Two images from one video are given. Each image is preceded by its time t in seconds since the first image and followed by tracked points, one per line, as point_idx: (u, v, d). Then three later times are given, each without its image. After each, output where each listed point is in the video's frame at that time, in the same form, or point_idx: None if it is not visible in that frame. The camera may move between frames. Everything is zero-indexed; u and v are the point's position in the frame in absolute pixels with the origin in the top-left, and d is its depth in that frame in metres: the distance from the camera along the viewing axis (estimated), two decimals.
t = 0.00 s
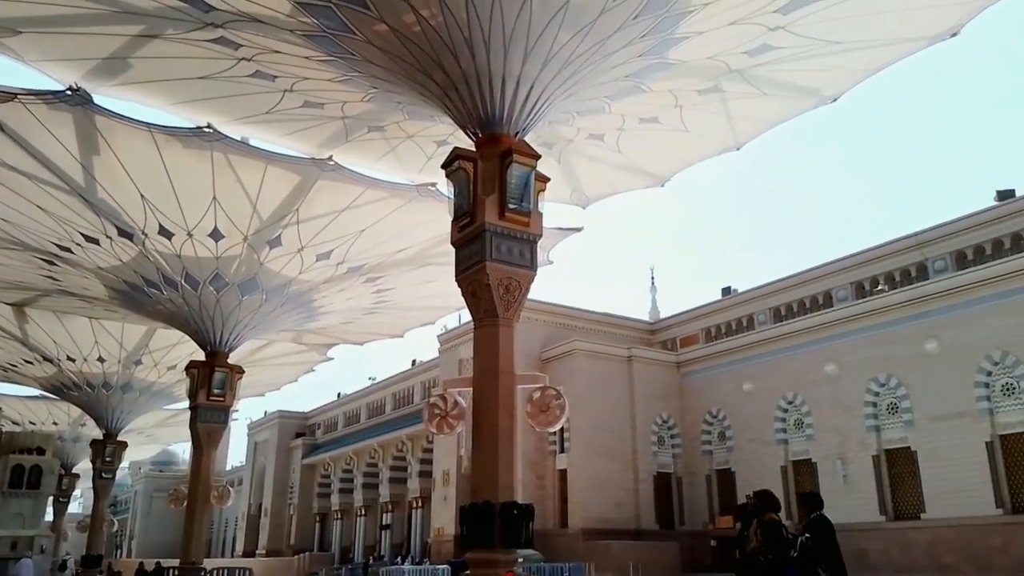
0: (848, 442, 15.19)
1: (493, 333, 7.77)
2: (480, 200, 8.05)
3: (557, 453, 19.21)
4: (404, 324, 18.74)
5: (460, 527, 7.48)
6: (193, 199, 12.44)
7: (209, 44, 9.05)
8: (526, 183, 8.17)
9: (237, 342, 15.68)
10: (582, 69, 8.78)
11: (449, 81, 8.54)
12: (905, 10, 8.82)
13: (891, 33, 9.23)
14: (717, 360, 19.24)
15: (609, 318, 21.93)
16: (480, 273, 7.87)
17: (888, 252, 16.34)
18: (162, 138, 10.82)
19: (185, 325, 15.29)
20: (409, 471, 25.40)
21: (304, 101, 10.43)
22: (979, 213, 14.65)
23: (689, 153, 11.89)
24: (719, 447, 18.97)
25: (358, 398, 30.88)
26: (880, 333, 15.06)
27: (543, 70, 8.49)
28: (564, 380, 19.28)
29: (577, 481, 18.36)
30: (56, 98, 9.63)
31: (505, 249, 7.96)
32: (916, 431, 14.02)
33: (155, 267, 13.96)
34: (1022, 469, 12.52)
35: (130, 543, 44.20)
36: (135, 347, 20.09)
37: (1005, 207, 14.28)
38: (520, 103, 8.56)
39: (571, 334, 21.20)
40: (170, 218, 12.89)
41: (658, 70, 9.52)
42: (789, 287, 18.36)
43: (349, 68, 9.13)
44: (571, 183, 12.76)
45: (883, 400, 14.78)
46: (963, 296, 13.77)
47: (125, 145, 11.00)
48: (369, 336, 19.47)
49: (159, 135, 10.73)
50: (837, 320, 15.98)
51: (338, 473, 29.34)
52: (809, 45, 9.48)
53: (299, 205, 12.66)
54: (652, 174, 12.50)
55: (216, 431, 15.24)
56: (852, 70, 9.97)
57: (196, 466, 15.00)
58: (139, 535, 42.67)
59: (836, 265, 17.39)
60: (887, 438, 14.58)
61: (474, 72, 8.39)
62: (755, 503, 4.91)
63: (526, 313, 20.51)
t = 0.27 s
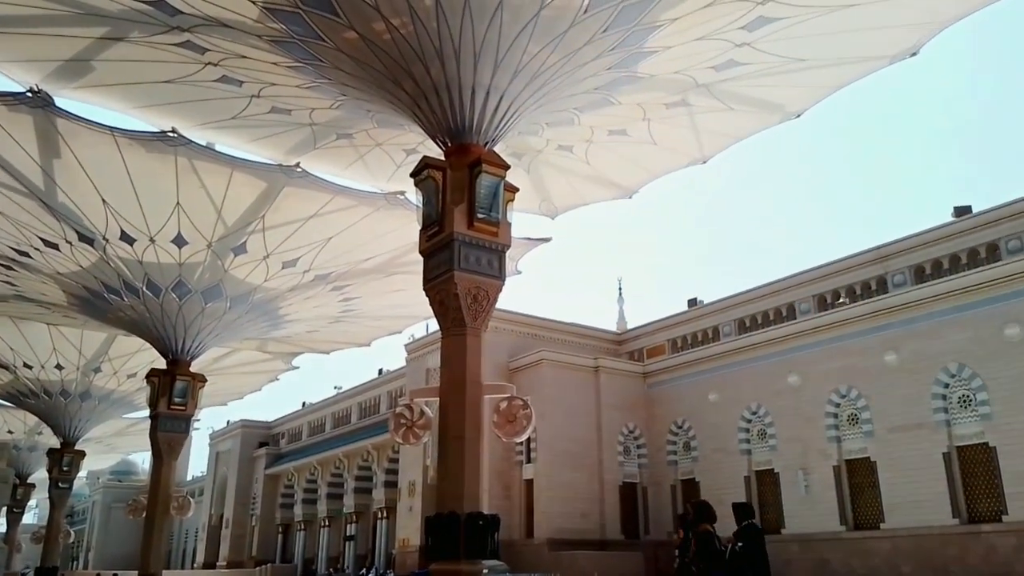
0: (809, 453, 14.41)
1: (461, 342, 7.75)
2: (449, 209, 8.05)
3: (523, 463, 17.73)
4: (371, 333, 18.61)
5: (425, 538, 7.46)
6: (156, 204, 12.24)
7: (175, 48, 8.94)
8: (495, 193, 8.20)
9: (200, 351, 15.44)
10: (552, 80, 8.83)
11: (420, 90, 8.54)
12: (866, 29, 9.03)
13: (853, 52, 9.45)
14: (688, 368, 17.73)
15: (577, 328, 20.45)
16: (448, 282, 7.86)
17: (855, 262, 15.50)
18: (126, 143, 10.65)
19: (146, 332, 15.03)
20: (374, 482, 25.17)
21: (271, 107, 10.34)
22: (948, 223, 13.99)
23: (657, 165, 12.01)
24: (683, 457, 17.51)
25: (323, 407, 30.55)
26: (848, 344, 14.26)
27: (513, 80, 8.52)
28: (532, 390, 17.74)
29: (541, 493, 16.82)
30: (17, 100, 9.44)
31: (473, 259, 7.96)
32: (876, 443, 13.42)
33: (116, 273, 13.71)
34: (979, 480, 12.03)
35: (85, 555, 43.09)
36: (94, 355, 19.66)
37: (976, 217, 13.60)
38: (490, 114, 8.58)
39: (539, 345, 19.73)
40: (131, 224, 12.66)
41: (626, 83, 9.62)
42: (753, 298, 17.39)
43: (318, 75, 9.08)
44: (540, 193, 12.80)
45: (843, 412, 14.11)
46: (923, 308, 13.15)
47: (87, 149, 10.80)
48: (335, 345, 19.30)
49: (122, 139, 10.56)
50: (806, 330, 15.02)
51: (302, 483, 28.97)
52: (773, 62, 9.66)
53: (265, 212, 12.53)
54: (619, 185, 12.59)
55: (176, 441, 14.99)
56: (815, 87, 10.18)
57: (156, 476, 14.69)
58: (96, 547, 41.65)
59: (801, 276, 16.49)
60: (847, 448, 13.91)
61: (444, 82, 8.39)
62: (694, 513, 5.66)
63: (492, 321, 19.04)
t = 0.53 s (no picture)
0: (770, 461, 14.52)
1: (427, 350, 7.72)
2: (417, 216, 8.03)
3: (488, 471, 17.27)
4: (336, 340, 18.45)
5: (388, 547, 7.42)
6: (118, 207, 12.03)
7: (141, 49, 8.81)
8: (464, 201, 8.20)
9: (161, 356, 15.17)
10: (522, 90, 8.86)
11: (389, 96, 8.52)
12: (830, 47, 9.21)
13: (817, 68, 9.63)
14: (653, 378, 17.57)
15: (545, 336, 20.30)
16: (415, 289, 7.84)
17: (818, 275, 15.73)
18: (88, 143, 10.46)
19: (106, 337, 14.74)
20: (338, 490, 24.91)
21: (238, 110, 10.24)
22: (908, 238, 14.27)
23: (624, 177, 12.11)
24: (648, 466, 17.25)
25: (286, 414, 30.19)
26: (811, 356, 14.39)
27: (483, 89, 8.54)
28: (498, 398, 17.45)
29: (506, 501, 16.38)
30: None
31: (441, 266, 7.95)
32: (836, 452, 13.56)
33: (75, 276, 13.42)
34: (936, 491, 12.15)
35: (38, 564, 41.96)
36: (51, 359, 19.21)
37: (935, 232, 13.88)
38: (459, 121, 8.59)
39: (507, 353, 19.52)
40: (92, 226, 12.41)
41: (596, 94, 9.69)
42: (718, 309, 17.51)
43: (286, 79, 9.02)
44: (508, 202, 12.83)
45: (805, 422, 14.24)
46: (883, 320, 13.37)
47: (47, 150, 10.58)
48: (300, 351, 19.10)
49: (85, 140, 10.37)
50: (771, 341, 15.11)
51: (264, 491, 28.57)
52: (740, 76, 9.80)
53: (230, 216, 12.37)
54: (588, 195, 12.66)
55: (135, 448, 14.73)
56: (781, 102, 10.35)
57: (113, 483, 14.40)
58: (49, 556, 40.59)
59: (765, 288, 16.65)
60: (808, 457, 14.02)
61: (413, 88, 8.38)
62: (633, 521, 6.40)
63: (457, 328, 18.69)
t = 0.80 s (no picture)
0: (732, 470, 14.68)
1: (391, 355, 7.69)
2: (384, 221, 7.99)
3: (451, 478, 17.20)
4: (300, 344, 18.26)
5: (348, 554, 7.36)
6: (78, 205, 11.78)
7: (105, 45, 8.65)
8: (431, 207, 8.18)
9: (119, 358, 14.88)
10: (492, 97, 8.88)
11: (357, 100, 8.47)
12: (795, 62, 9.39)
13: (781, 83, 9.81)
14: (616, 386, 17.66)
15: (510, 343, 20.30)
16: (381, 294, 7.80)
17: (780, 286, 15.96)
18: (48, 140, 10.23)
19: (62, 337, 14.42)
20: (298, 496, 24.61)
21: (203, 110, 10.11)
22: (867, 251, 14.56)
23: (591, 185, 12.19)
24: (611, 474, 17.26)
25: (247, 418, 29.76)
26: (772, 366, 14.59)
27: (453, 95, 8.55)
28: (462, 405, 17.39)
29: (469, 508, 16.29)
30: None
31: (407, 271, 7.92)
32: (795, 461, 13.73)
33: (31, 275, 13.10)
34: (891, 500, 12.35)
35: None
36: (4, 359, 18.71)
37: (894, 246, 14.19)
38: (428, 126, 8.57)
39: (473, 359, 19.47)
40: (50, 224, 12.14)
41: (565, 103, 9.75)
42: (682, 318, 17.69)
43: (253, 79, 8.93)
44: (475, 208, 12.83)
45: (765, 431, 14.41)
46: (842, 332, 13.62)
47: (5, 146, 10.33)
48: (262, 355, 18.86)
49: (44, 137, 10.14)
50: (733, 351, 15.30)
51: (222, 496, 28.12)
52: (706, 89, 9.94)
53: (193, 217, 12.18)
54: (555, 204, 12.73)
55: (91, 451, 14.47)
56: (746, 116, 10.51)
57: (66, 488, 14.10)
58: None
59: (728, 298, 16.86)
60: (768, 466, 14.20)
61: (382, 92, 8.35)
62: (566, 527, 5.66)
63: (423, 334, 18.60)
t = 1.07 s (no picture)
0: (692, 477, 14.80)
1: (353, 359, 7.63)
2: (348, 223, 7.93)
3: (412, 484, 17.07)
4: (261, 346, 18.02)
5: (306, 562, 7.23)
6: (34, 201, 11.51)
7: (65, 39, 8.46)
8: (397, 210, 8.14)
9: (74, 358, 14.51)
10: (460, 102, 8.87)
11: (324, 101, 8.39)
12: (760, 76, 9.53)
13: (747, 96, 9.95)
14: (579, 393, 17.72)
15: (475, 348, 20.24)
16: (344, 298, 7.73)
17: (742, 295, 16.16)
18: (4, 135, 9.98)
19: (14, 335, 14.03)
20: (256, 500, 24.23)
21: (166, 107, 9.94)
22: (827, 263, 14.81)
23: (558, 193, 12.23)
24: (573, 480, 17.29)
25: (205, 421, 29.25)
26: (733, 375, 14.75)
27: (421, 98, 8.52)
28: (425, 410, 17.29)
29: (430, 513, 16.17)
30: None
31: (371, 275, 7.86)
32: (754, 469, 13.89)
33: None
34: (847, 508, 12.62)
35: None
36: None
37: (853, 258, 14.45)
38: (396, 129, 8.52)
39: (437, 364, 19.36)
40: (5, 220, 11.86)
41: (533, 110, 9.77)
42: (646, 326, 17.81)
43: (218, 78, 8.81)
44: (442, 213, 12.80)
45: (725, 439, 14.57)
46: (802, 342, 13.83)
47: None
48: (222, 357, 18.57)
49: None
50: (695, 359, 15.44)
51: (178, 500, 27.59)
52: (673, 100, 10.04)
53: (153, 215, 11.95)
54: (522, 210, 12.75)
55: (42, 453, 14.13)
56: (712, 128, 10.64)
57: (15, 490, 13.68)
58: None
59: (691, 307, 17.01)
60: (728, 473, 14.35)
61: (350, 94, 8.28)
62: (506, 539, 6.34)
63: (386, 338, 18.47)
